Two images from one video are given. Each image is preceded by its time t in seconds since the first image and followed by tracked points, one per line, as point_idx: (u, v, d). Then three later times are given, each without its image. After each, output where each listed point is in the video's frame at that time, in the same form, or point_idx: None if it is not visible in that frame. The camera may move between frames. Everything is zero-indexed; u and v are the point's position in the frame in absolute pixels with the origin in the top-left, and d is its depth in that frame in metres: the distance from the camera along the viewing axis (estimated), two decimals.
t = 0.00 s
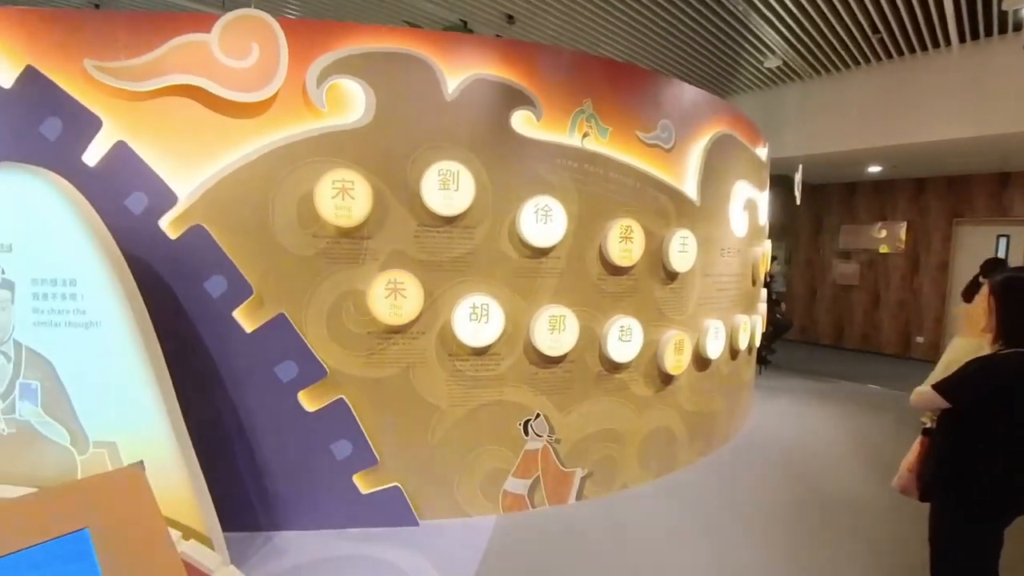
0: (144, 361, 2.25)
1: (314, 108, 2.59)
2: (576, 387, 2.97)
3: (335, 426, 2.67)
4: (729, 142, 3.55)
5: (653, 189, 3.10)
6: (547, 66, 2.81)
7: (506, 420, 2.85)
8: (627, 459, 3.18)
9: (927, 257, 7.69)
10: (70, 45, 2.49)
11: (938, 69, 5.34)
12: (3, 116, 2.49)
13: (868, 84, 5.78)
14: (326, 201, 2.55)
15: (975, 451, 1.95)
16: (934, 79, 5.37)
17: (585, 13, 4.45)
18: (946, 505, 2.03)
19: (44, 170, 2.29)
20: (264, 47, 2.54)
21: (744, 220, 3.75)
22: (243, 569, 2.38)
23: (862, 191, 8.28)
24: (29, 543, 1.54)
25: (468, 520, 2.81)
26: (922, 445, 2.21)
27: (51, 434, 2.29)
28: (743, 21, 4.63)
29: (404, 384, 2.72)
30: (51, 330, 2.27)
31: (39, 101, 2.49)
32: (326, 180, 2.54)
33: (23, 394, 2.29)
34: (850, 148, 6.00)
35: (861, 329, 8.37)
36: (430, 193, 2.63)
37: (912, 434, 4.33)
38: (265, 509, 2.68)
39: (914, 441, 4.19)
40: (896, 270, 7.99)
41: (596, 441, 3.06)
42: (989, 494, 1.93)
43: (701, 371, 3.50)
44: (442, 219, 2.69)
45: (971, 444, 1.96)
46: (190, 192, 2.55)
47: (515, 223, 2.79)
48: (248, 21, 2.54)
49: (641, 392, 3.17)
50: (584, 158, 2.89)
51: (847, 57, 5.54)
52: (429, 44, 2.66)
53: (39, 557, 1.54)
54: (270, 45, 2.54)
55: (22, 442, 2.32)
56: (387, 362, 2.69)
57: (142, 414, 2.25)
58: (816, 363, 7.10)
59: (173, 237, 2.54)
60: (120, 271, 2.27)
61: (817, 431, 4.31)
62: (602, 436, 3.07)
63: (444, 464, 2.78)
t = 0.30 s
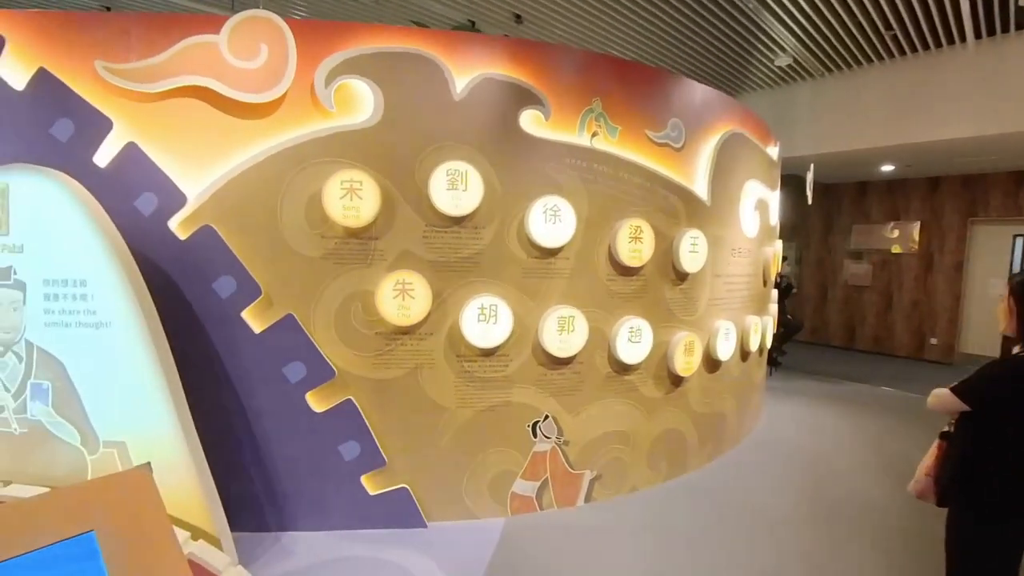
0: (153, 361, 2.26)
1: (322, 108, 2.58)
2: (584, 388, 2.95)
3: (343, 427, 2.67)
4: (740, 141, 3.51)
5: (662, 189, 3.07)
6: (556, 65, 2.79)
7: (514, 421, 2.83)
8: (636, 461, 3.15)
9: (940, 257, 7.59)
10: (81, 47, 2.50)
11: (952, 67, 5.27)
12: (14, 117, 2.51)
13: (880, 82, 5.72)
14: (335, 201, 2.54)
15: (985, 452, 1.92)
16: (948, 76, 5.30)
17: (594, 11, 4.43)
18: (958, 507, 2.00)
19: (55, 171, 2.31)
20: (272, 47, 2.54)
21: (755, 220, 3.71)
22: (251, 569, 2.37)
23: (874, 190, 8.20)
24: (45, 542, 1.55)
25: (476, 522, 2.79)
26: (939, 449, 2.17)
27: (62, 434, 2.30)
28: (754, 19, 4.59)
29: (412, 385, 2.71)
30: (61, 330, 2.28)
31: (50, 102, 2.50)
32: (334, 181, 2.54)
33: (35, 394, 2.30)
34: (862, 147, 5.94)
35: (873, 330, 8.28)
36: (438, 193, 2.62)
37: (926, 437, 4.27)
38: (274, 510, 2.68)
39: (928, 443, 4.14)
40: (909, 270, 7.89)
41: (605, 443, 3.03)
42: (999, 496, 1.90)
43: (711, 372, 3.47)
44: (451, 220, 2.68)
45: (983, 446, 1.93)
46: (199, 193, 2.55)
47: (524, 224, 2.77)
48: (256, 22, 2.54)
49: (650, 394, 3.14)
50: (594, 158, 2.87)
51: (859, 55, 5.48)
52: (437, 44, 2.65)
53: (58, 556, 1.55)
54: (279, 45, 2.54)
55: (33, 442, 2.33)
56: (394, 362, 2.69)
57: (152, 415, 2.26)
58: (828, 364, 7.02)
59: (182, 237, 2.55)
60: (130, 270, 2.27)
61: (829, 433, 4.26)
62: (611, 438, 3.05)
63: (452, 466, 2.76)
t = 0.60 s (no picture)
0: (159, 362, 2.26)
1: (327, 109, 2.58)
2: (589, 390, 2.94)
3: (347, 428, 2.67)
4: (745, 141, 3.50)
5: (667, 190, 3.06)
6: (560, 65, 2.79)
7: (519, 422, 2.83)
8: (641, 463, 3.14)
9: (947, 257, 7.55)
10: (87, 50, 2.51)
11: (959, 66, 5.24)
12: (21, 119, 2.52)
13: (886, 82, 5.69)
14: (339, 202, 2.54)
15: (994, 455, 1.91)
16: (954, 76, 5.27)
17: (599, 12, 4.42)
18: (968, 512, 1.99)
19: (61, 172, 2.32)
20: (277, 49, 2.55)
21: (760, 220, 3.70)
22: (254, 569, 2.38)
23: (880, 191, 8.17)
24: (50, 544, 1.56)
25: (480, 524, 2.79)
26: (947, 452, 2.16)
27: (68, 435, 2.31)
28: (759, 19, 4.57)
29: (416, 386, 2.70)
30: (67, 331, 2.29)
31: (57, 105, 2.51)
32: (339, 182, 2.54)
33: (41, 394, 2.32)
34: (868, 147, 5.91)
35: (879, 331, 8.23)
36: (443, 194, 2.62)
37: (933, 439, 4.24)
38: (278, 511, 2.68)
39: (936, 446, 4.11)
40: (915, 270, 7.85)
41: (609, 445, 3.02)
42: (1009, 498, 1.88)
43: (716, 374, 3.46)
44: (455, 221, 2.68)
45: (992, 448, 1.92)
46: (204, 195, 2.56)
47: (529, 225, 2.77)
48: (261, 24, 2.54)
49: (655, 395, 3.14)
50: (598, 159, 2.87)
51: (865, 55, 5.45)
52: (441, 45, 2.65)
53: (62, 558, 1.56)
54: (283, 47, 2.54)
55: (39, 442, 2.35)
56: (398, 364, 2.69)
57: (156, 416, 2.26)
58: (833, 365, 6.99)
59: (188, 238, 2.55)
60: (135, 271, 2.28)
61: (835, 435, 4.24)
62: (616, 439, 3.04)
63: (456, 467, 2.76)
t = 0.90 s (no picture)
0: (159, 362, 2.25)
1: (327, 108, 2.58)
2: (591, 390, 2.93)
3: (348, 428, 2.66)
4: (747, 140, 3.49)
5: (669, 189, 3.05)
6: (561, 65, 2.78)
7: (520, 423, 2.82)
8: (643, 463, 3.13)
9: (951, 258, 7.51)
10: (88, 49, 2.51)
11: (962, 65, 5.21)
12: (23, 119, 2.52)
13: (889, 82, 5.67)
14: (340, 202, 2.53)
15: (998, 456, 1.89)
16: (957, 76, 5.25)
17: (600, 12, 4.42)
18: (971, 513, 1.97)
19: (62, 172, 2.31)
20: (277, 49, 2.54)
21: (762, 220, 3.69)
22: (254, 569, 2.37)
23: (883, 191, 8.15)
24: (48, 544, 1.55)
25: (481, 524, 2.78)
26: (952, 452, 2.14)
27: (69, 435, 2.31)
28: (761, 18, 4.56)
29: (417, 386, 2.69)
30: (68, 331, 2.28)
31: (58, 104, 2.51)
32: (339, 181, 2.53)
33: (41, 394, 2.31)
34: (871, 147, 5.89)
35: (883, 332, 8.20)
36: (444, 194, 2.61)
37: (938, 440, 4.22)
38: (279, 511, 2.68)
39: (941, 447, 4.08)
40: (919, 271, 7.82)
41: (611, 446, 3.01)
42: (1013, 498, 1.86)
43: (718, 374, 3.44)
44: (456, 220, 2.67)
45: (994, 448, 1.90)
46: (204, 194, 2.55)
47: (530, 224, 2.76)
48: (261, 23, 2.54)
49: (657, 395, 3.12)
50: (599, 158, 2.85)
51: (868, 54, 5.44)
52: (442, 44, 2.65)
53: (60, 556, 1.56)
54: (283, 46, 2.53)
55: (40, 442, 2.34)
56: (399, 364, 2.68)
57: (156, 416, 2.25)
58: (837, 366, 6.97)
59: (189, 238, 2.55)
60: (135, 271, 2.27)
61: (838, 436, 4.22)
62: (618, 440, 3.02)
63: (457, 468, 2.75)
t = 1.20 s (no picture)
0: (159, 363, 2.25)
1: (327, 109, 2.58)
2: (591, 390, 2.93)
3: (348, 429, 2.66)
4: (747, 141, 3.49)
5: (669, 190, 3.05)
6: (562, 65, 2.78)
7: (520, 423, 2.82)
8: (643, 464, 3.13)
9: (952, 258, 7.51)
10: (89, 50, 2.51)
11: (962, 66, 5.21)
12: (24, 119, 2.53)
13: (889, 82, 5.67)
14: (340, 203, 2.54)
15: (1000, 455, 1.89)
16: (957, 76, 5.25)
17: (600, 12, 4.43)
18: (973, 512, 1.97)
19: (63, 173, 2.32)
20: (277, 50, 2.55)
21: (762, 220, 3.69)
22: (254, 569, 2.38)
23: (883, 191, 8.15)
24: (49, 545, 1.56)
25: (481, 525, 2.78)
26: (954, 451, 2.14)
27: (70, 435, 2.31)
28: (761, 19, 4.57)
29: (418, 387, 2.70)
30: (69, 331, 2.29)
31: (59, 105, 2.52)
32: (340, 182, 2.53)
33: (43, 394, 2.32)
34: (871, 147, 5.89)
35: (884, 333, 8.20)
36: (444, 195, 2.61)
37: (938, 441, 4.22)
38: (280, 511, 2.68)
39: (941, 448, 4.08)
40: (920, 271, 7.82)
41: (611, 447, 3.01)
42: (1014, 498, 1.86)
43: (719, 375, 3.44)
44: (456, 221, 2.67)
45: (996, 448, 1.90)
46: (205, 195, 2.56)
47: (531, 225, 2.76)
48: (262, 24, 2.54)
49: (657, 396, 3.12)
50: (599, 159, 2.86)
51: (868, 55, 5.44)
52: (442, 45, 2.65)
53: (61, 556, 1.56)
54: (284, 47, 2.54)
55: (41, 442, 2.35)
56: (400, 364, 2.68)
57: (157, 416, 2.25)
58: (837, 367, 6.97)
59: (189, 238, 2.55)
60: (136, 271, 2.27)
61: (839, 437, 4.22)
62: (618, 441, 3.03)
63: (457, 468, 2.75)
